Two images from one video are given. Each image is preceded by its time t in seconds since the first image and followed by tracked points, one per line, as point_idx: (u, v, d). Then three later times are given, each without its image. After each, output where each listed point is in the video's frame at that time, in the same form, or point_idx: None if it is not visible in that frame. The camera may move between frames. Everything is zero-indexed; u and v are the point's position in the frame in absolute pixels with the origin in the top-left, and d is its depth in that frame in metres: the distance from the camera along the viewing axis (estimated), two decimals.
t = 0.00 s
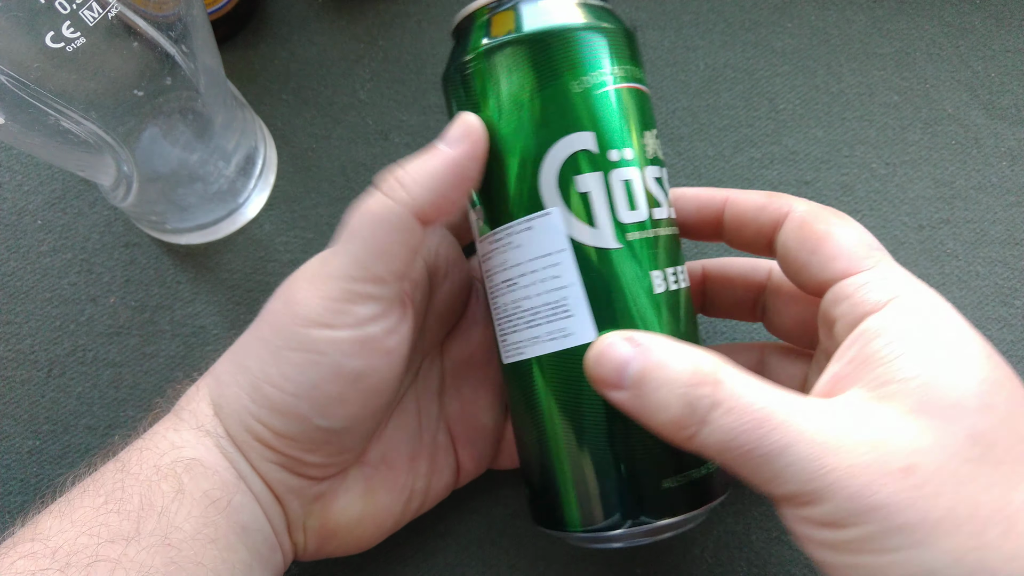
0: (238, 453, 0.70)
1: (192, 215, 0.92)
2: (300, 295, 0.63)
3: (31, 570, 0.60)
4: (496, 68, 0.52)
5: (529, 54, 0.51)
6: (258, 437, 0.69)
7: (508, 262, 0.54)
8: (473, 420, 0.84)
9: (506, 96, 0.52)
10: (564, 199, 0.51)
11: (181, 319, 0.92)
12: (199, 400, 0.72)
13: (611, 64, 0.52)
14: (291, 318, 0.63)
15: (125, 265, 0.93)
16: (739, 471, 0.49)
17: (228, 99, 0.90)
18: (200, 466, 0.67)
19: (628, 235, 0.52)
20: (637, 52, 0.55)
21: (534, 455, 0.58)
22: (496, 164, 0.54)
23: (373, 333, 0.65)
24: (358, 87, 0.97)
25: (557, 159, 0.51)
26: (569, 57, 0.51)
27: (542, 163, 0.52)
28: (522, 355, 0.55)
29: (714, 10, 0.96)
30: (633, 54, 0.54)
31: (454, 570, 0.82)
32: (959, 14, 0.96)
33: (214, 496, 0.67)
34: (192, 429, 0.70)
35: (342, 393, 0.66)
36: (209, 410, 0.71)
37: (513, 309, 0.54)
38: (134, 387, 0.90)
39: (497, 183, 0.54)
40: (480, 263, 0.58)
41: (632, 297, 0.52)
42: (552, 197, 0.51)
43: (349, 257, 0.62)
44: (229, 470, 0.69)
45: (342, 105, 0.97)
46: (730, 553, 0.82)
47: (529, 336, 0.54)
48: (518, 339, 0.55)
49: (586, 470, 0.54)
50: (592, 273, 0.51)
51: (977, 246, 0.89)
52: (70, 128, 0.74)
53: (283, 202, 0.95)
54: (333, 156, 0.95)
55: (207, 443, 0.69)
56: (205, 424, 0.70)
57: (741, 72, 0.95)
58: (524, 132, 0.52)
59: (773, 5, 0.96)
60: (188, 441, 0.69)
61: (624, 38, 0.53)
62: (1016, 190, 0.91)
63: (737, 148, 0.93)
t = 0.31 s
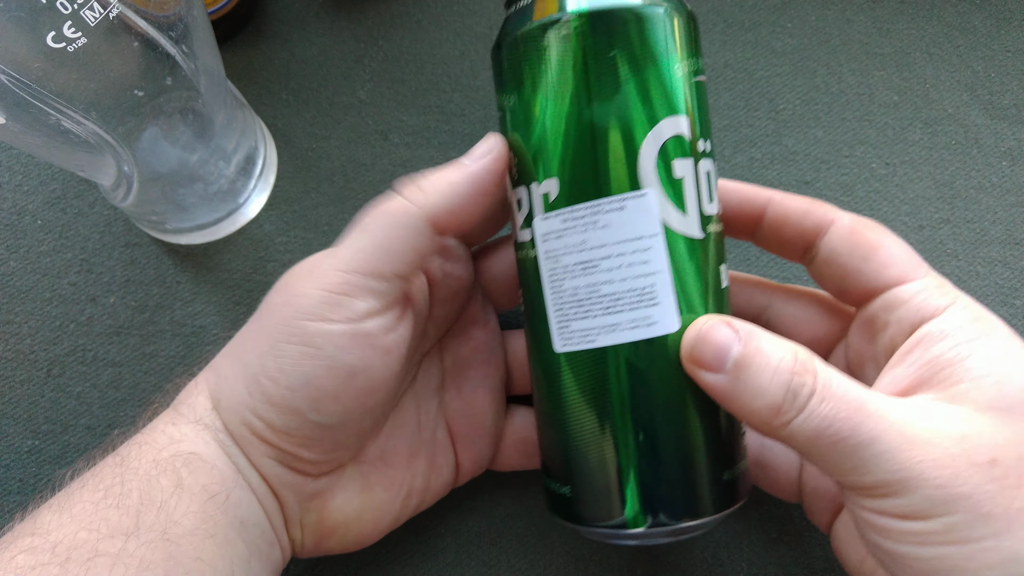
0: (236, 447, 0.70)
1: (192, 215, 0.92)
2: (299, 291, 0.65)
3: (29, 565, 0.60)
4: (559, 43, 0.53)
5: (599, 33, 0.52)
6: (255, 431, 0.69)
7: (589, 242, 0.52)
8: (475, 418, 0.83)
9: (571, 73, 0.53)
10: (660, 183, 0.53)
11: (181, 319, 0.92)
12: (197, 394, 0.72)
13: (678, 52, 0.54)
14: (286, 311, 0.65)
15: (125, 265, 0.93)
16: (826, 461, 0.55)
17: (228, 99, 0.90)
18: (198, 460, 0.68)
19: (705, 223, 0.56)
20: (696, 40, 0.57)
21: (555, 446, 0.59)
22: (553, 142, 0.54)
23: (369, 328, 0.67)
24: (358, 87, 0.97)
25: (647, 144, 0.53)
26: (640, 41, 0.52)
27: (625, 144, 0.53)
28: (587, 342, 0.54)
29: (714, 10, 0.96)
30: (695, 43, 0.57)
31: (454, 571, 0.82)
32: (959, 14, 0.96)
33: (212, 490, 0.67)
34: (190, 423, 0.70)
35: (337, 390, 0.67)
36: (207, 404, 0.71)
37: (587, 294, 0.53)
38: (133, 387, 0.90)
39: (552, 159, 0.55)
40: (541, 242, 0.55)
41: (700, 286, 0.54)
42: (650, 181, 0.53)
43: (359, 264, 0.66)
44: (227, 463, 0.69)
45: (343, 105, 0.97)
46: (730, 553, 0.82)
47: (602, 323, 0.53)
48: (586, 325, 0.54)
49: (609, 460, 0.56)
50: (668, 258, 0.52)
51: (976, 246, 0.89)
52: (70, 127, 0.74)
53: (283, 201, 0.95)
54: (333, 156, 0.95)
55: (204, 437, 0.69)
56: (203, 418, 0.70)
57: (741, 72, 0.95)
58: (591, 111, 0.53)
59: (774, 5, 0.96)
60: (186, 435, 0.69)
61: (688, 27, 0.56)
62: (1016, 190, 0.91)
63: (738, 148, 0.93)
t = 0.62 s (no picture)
0: (236, 442, 0.70)
1: (195, 216, 0.92)
2: (326, 306, 0.67)
3: (30, 556, 0.60)
4: (545, 41, 0.54)
5: (581, 31, 0.53)
6: (261, 429, 0.69)
7: (585, 234, 0.53)
8: (477, 419, 0.84)
9: (557, 72, 0.54)
10: (652, 177, 0.54)
11: (183, 319, 0.93)
12: (200, 388, 0.72)
13: (659, 48, 0.55)
14: (312, 323, 0.67)
15: (128, 265, 0.94)
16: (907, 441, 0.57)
17: (230, 100, 0.90)
18: (198, 454, 0.68)
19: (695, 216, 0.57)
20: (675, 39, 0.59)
21: (555, 442, 0.60)
22: (542, 140, 0.55)
23: (393, 346, 0.68)
24: (359, 88, 0.97)
25: (637, 139, 0.54)
26: (622, 39, 0.54)
27: (613, 138, 0.54)
28: (586, 336, 0.55)
29: (713, 12, 0.97)
30: (675, 42, 0.58)
31: (455, 569, 0.83)
32: (956, 16, 0.97)
33: (212, 483, 0.67)
34: (193, 417, 0.70)
35: (355, 402, 0.68)
36: (210, 397, 0.71)
37: (583, 287, 0.54)
38: (136, 387, 0.91)
39: (540, 156, 0.56)
40: (536, 237, 0.56)
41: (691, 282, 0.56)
42: (642, 174, 0.54)
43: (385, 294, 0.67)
44: (228, 459, 0.69)
45: (344, 106, 0.97)
46: (729, 551, 0.83)
47: (598, 314, 0.54)
48: (583, 317, 0.55)
49: (610, 455, 0.57)
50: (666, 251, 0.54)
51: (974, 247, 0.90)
52: (73, 128, 0.75)
53: (285, 202, 0.95)
54: (335, 157, 0.96)
55: (207, 431, 0.69)
56: (206, 412, 0.70)
57: (740, 74, 0.95)
58: (578, 109, 0.54)
59: (772, 6, 0.97)
60: (188, 429, 0.69)
61: (668, 25, 0.57)
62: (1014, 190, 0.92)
63: (736, 149, 0.93)
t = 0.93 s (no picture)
0: (236, 442, 0.69)
1: (193, 216, 0.92)
2: (334, 311, 0.67)
3: (28, 560, 0.60)
4: (549, 41, 0.53)
5: (587, 31, 0.53)
6: (264, 429, 0.68)
7: (588, 235, 0.53)
8: (478, 420, 0.84)
9: (562, 71, 0.54)
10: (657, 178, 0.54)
11: (182, 319, 0.92)
12: (202, 389, 0.71)
13: (664, 49, 0.55)
14: (319, 327, 0.66)
15: (126, 265, 0.93)
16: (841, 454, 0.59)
17: (228, 99, 0.90)
18: (199, 455, 0.68)
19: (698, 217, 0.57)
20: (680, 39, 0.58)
21: (554, 441, 0.60)
22: (547, 139, 0.55)
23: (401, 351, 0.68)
24: (358, 87, 0.97)
25: (643, 140, 0.54)
26: (627, 39, 0.53)
27: (616, 138, 0.54)
28: (586, 336, 0.55)
29: (713, 10, 0.96)
30: (680, 42, 0.58)
31: (456, 571, 0.82)
32: (958, 15, 0.96)
33: (213, 485, 0.67)
34: (194, 420, 0.70)
35: (360, 406, 0.67)
36: (212, 399, 0.70)
37: (584, 286, 0.54)
38: (134, 387, 0.90)
39: (543, 155, 0.55)
40: (537, 237, 0.56)
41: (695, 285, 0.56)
42: (647, 175, 0.54)
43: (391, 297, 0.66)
44: (228, 460, 0.69)
45: (343, 106, 0.97)
46: (730, 552, 0.82)
47: (598, 314, 0.54)
48: (582, 317, 0.55)
49: (611, 454, 0.57)
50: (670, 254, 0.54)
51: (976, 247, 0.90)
52: (71, 127, 0.75)
53: (284, 202, 0.95)
54: (334, 157, 0.96)
55: (207, 433, 0.69)
56: (207, 414, 0.70)
57: (741, 73, 0.95)
58: (584, 109, 0.54)
59: (773, 6, 0.97)
60: (189, 430, 0.69)
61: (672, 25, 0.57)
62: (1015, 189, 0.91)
63: (737, 148, 0.93)
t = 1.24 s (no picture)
0: (229, 447, 0.70)
1: (192, 215, 0.92)
2: (275, 294, 0.64)
3: (28, 564, 0.60)
4: (460, 52, 0.50)
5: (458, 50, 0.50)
6: (244, 430, 0.69)
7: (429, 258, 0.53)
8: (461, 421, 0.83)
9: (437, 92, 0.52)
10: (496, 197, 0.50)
11: (181, 319, 0.92)
12: (191, 394, 0.72)
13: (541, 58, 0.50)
14: (266, 316, 0.64)
15: (125, 264, 0.93)
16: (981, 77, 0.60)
17: (228, 99, 0.89)
18: (190, 458, 0.68)
19: (565, 240, 0.51)
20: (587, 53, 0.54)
21: (440, 452, 0.55)
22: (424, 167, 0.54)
23: (341, 329, 0.64)
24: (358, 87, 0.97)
25: (486, 156, 0.50)
26: (496, 52, 0.50)
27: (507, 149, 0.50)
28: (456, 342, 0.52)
29: (714, 10, 0.96)
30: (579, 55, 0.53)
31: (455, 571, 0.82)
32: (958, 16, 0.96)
33: (205, 487, 0.67)
34: (183, 422, 0.70)
35: (320, 384, 0.66)
36: (198, 402, 0.71)
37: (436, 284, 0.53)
38: (134, 387, 0.90)
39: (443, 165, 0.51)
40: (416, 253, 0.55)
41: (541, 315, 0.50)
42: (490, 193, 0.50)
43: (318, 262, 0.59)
44: (219, 463, 0.69)
45: (343, 106, 0.97)
46: (730, 553, 0.82)
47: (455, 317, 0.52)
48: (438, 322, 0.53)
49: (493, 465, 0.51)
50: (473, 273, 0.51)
51: (977, 246, 0.90)
52: (70, 127, 0.74)
53: (284, 202, 0.95)
54: (334, 156, 0.95)
55: (197, 434, 0.69)
56: (195, 417, 0.70)
57: (741, 73, 0.95)
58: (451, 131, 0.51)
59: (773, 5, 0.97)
60: (179, 433, 0.69)
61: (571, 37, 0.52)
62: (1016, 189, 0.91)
63: (738, 148, 0.93)
